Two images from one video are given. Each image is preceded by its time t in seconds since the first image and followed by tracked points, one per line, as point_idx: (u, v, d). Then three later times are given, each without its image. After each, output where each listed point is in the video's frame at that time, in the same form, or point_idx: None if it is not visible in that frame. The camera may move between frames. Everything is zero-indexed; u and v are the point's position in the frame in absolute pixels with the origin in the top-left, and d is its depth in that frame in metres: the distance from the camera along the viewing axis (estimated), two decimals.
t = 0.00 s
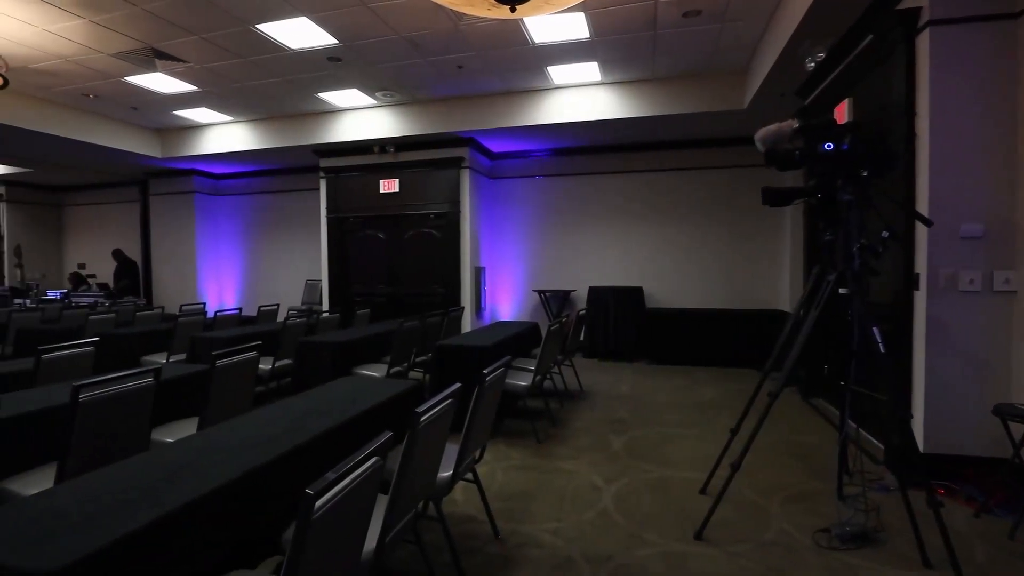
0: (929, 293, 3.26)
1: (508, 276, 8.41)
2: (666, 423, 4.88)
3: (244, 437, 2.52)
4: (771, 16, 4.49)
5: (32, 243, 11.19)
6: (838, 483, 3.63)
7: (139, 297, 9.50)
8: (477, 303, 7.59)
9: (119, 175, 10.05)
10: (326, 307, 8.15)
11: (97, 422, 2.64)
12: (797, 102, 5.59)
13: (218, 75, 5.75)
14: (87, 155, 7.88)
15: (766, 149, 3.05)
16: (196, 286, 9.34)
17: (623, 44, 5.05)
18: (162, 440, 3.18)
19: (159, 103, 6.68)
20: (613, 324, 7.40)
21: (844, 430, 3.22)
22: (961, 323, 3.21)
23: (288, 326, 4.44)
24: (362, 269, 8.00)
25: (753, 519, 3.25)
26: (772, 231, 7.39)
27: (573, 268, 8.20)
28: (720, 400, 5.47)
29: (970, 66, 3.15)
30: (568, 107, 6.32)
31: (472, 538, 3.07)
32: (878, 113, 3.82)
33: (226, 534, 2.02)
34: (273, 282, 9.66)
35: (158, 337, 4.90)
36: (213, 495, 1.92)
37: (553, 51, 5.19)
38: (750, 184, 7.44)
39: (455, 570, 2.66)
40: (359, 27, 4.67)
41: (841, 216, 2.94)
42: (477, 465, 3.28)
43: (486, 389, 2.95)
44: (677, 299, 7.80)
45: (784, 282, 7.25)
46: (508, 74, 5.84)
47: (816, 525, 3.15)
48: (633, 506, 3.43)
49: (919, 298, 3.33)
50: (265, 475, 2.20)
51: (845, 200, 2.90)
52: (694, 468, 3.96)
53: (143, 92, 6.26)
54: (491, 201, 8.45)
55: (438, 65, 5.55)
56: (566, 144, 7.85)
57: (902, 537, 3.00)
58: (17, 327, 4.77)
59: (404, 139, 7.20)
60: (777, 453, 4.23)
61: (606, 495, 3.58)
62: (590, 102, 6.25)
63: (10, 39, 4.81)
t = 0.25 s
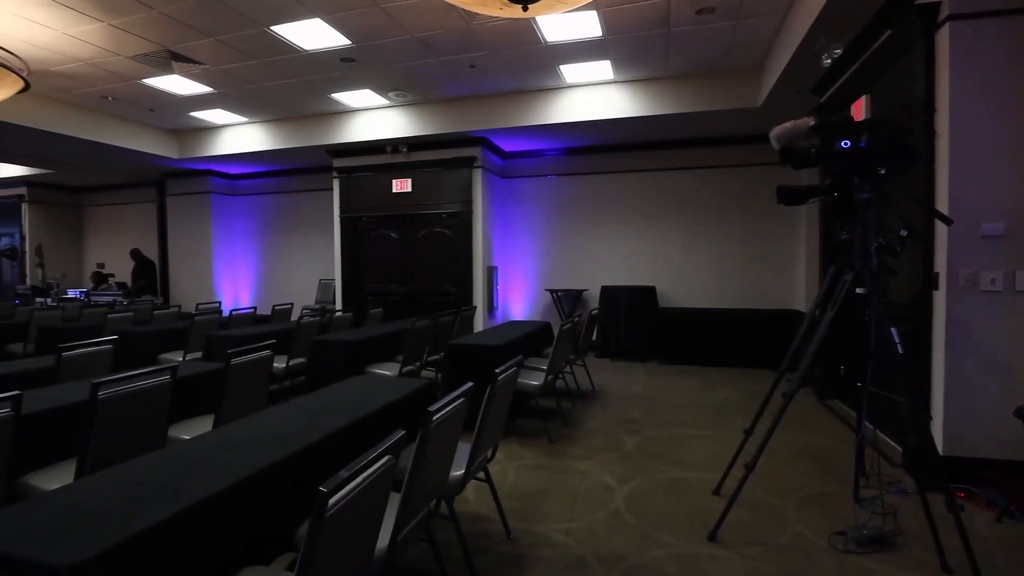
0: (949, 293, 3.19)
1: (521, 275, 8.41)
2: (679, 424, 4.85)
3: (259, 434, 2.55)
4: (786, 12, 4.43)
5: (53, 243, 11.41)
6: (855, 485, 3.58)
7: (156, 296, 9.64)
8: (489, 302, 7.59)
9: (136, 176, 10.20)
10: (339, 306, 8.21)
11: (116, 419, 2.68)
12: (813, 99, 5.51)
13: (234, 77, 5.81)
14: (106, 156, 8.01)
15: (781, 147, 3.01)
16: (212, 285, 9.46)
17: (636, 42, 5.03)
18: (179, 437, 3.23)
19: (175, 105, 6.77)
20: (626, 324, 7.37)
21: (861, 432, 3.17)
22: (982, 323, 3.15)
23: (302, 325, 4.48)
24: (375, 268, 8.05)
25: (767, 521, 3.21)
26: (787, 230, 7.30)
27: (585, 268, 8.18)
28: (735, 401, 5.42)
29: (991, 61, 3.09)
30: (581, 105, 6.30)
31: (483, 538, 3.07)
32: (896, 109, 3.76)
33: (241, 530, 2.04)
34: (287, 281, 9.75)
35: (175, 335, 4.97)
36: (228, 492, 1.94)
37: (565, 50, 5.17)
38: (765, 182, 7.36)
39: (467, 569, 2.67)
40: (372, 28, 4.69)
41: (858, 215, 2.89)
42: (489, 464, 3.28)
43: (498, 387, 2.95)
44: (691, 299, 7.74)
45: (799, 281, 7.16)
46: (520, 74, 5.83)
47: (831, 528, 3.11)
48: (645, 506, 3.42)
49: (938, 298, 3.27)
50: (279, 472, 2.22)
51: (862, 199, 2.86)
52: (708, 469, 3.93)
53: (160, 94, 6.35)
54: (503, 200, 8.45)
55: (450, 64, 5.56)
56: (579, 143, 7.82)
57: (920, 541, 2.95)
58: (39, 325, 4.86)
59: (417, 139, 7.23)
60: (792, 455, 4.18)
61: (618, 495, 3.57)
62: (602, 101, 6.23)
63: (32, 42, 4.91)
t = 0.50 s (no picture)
0: (968, 293, 3.14)
1: (532, 275, 8.41)
2: (692, 424, 4.82)
3: (272, 432, 2.57)
4: (801, 8, 4.38)
5: (71, 242, 11.60)
6: (871, 488, 3.53)
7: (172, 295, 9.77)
8: (500, 301, 7.59)
9: (152, 177, 10.34)
10: (351, 306, 8.27)
11: (132, 416, 2.72)
12: (829, 97, 5.44)
13: (247, 78, 5.87)
14: (122, 157, 8.12)
15: (796, 145, 2.98)
16: (226, 284, 9.56)
17: (648, 40, 5.00)
18: (194, 434, 3.26)
19: (190, 106, 6.85)
20: (638, 323, 7.34)
21: (877, 434, 3.12)
22: (1003, 324, 3.09)
23: (315, 323, 4.51)
24: (387, 268, 8.10)
25: (781, 523, 3.18)
26: (800, 230, 7.22)
27: (597, 267, 8.15)
28: (748, 401, 5.37)
29: (1012, 57, 3.02)
30: (592, 105, 6.28)
31: (494, 537, 3.07)
32: (914, 106, 3.70)
33: (255, 526, 2.06)
34: (300, 280, 9.83)
35: (191, 333, 5.03)
36: (242, 489, 1.96)
37: (577, 48, 5.15)
38: (779, 181, 7.28)
39: (478, 567, 2.67)
40: (384, 28, 4.71)
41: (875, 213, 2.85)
42: (500, 464, 3.28)
43: (510, 387, 2.94)
44: (703, 299, 7.69)
45: (814, 281, 7.08)
46: (531, 73, 5.82)
47: (847, 531, 3.06)
48: (657, 507, 3.39)
49: (957, 298, 3.21)
50: (293, 469, 2.24)
51: (879, 197, 2.81)
52: (721, 470, 3.89)
53: (175, 96, 6.43)
54: (515, 199, 8.45)
55: (461, 64, 5.56)
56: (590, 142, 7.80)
57: (938, 545, 2.90)
58: (58, 323, 4.94)
59: (428, 139, 7.25)
60: (806, 457, 4.14)
61: (629, 495, 3.55)
62: (614, 99, 6.20)
63: (51, 46, 4.99)
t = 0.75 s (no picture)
0: (992, 293, 3.07)
1: (546, 274, 8.40)
2: (707, 425, 4.77)
3: (288, 429, 2.59)
4: (819, 5, 4.32)
5: (92, 242, 11.82)
6: (890, 492, 3.47)
7: (190, 293, 9.92)
8: (514, 301, 7.59)
9: (171, 177, 10.50)
10: (365, 305, 8.33)
11: (152, 413, 2.76)
12: (847, 94, 5.36)
13: (264, 79, 5.93)
14: (142, 158, 8.26)
15: (813, 144, 2.93)
16: (243, 283, 9.67)
17: (662, 39, 4.96)
18: (211, 431, 3.31)
19: (208, 107, 6.94)
20: (652, 323, 7.31)
21: (897, 437, 3.06)
22: None
23: (330, 322, 4.55)
24: (402, 267, 8.19)
25: (797, 526, 3.14)
26: (818, 229, 7.13)
27: (610, 267, 8.12)
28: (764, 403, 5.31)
29: None
30: (606, 104, 6.26)
31: (507, 536, 3.07)
32: (936, 103, 3.63)
33: (270, 523, 2.08)
34: (316, 279, 9.92)
35: (209, 332, 5.10)
36: (258, 486, 1.98)
37: (592, 47, 5.14)
38: (795, 180, 7.19)
39: (492, 567, 2.67)
40: (398, 29, 4.73)
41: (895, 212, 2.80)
42: (513, 463, 3.27)
43: (523, 386, 2.94)
44: (718, 299, 7.63)
45: (832, 281, 6.98)
46: (545, 72, 5.81)
47: (865, 535, 3.02)
48: (671, 508, 3.37)
49: (980, 298, 3.14)
50: (308, 467, 2.25)
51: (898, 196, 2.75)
52: (736, 472, 3.85)
53: (193, 98, 6.52)
54: (528, 199, 8.45)
55: (475, 64, 5.57)
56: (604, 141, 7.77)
57: (959, 550, 2.84)
58: (80, 321, 5.04)
59: (442, 139, 7.27)
60: (823, 459, 4.08)
61: (643, 497, 3.53)
62: (627, 98, 6.17)
63: (74, 49, 5.09)
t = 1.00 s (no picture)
0: (1015, 293, 3.00)
1: (558, 274, 8.39)
2: (720, 426, 4.73)
3: (303, 427, 2.61)
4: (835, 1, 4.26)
5: (111, 242, 12.02)
6: (908, 495, 3.41)
7: (206, 292, 10.05)
8: (526, 300, 7.58)
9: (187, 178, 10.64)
10: (378, 304, 8.38)
11: (169, 410, 2.80)
12: (865, 91, 5.28)
13: (279, 80, 5.99)
14: (159, 159, 8.38)
15: (830, 142, 2.89)
16: (258, 282, 9.78)
17: (676, 36, 4.93)
18: (226, 428, 3.35)
19: (224, 108, 7.03)
20: (665, 323, 7.26)
21: (916, 440, 3.01)
22: None
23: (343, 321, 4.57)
24: (415, 266, 8.20)
25: (813, 529, 3.10)
26: (834, 228, 7.03)
27: (623, 266, 8.09)
28: (779, 404, 5.25)
29: None
30: (618, 103, 6.24)
31: (519, 536, 3.06)
32: (957, 99, 3.56)
33: (284, 520, 2.09)
34: (329, 278, 10.00)
35: (225, 330, 5.16)
36: (272, 484, 1.99)
37: (605, 46, 5.12)
38: (811, 179, 7.11)
39: (504, 567, 2.66)
40: (411, 29, 4.75)
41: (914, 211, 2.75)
42: (525, 463, 3.27)
43: (535, 386, 2.93)
44: (732, 298, 7.56)
45: (848, 281, 6.89)
46: (558, 71, 5.81)
47: (882, 539, 2.97)
48: (684, 509, 3.34)
49: (1002, 299, 3.07)
50: (322, 465, 2.27)
51: (918, 194, 2.70)
52: (750, 474, 3.81)
53: (209, 99, 6.61)
54: (541, 198, 8.44)
55: (487, 63, 5.58)
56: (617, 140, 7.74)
57: (980, 555, 2.79)
58: (100, 319, 5.12)
59: (454, 138, 7.29)
60: (840, 462, 4.02)
61: (656, 497, 3.50)
62: (640, 97, 6.14)
63: (94, 52, 5.18)
